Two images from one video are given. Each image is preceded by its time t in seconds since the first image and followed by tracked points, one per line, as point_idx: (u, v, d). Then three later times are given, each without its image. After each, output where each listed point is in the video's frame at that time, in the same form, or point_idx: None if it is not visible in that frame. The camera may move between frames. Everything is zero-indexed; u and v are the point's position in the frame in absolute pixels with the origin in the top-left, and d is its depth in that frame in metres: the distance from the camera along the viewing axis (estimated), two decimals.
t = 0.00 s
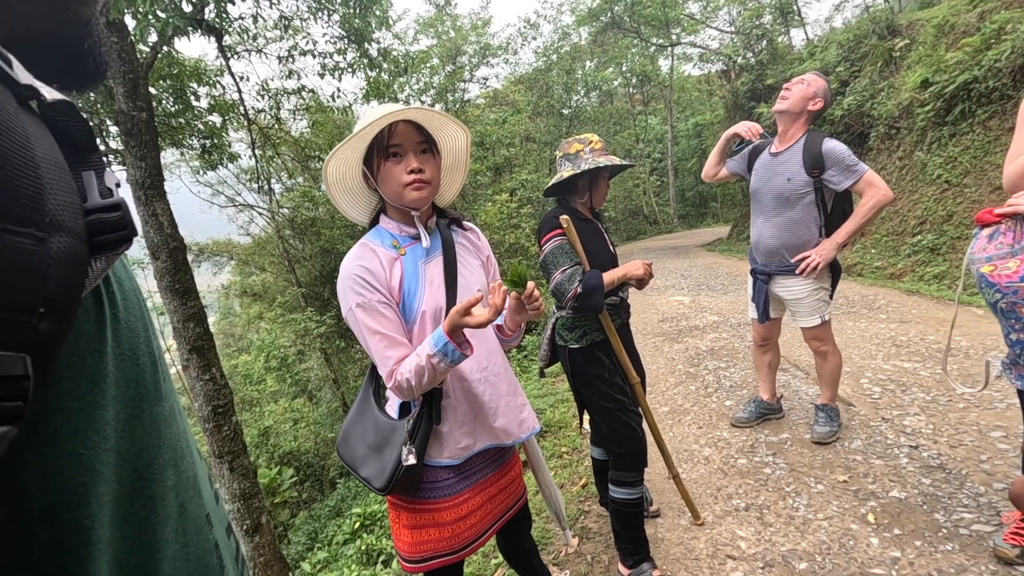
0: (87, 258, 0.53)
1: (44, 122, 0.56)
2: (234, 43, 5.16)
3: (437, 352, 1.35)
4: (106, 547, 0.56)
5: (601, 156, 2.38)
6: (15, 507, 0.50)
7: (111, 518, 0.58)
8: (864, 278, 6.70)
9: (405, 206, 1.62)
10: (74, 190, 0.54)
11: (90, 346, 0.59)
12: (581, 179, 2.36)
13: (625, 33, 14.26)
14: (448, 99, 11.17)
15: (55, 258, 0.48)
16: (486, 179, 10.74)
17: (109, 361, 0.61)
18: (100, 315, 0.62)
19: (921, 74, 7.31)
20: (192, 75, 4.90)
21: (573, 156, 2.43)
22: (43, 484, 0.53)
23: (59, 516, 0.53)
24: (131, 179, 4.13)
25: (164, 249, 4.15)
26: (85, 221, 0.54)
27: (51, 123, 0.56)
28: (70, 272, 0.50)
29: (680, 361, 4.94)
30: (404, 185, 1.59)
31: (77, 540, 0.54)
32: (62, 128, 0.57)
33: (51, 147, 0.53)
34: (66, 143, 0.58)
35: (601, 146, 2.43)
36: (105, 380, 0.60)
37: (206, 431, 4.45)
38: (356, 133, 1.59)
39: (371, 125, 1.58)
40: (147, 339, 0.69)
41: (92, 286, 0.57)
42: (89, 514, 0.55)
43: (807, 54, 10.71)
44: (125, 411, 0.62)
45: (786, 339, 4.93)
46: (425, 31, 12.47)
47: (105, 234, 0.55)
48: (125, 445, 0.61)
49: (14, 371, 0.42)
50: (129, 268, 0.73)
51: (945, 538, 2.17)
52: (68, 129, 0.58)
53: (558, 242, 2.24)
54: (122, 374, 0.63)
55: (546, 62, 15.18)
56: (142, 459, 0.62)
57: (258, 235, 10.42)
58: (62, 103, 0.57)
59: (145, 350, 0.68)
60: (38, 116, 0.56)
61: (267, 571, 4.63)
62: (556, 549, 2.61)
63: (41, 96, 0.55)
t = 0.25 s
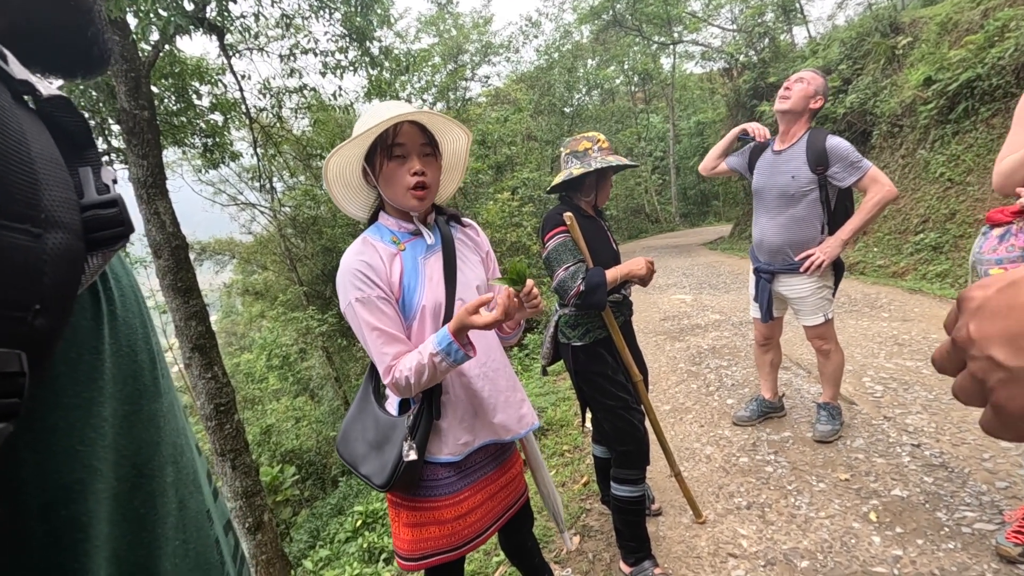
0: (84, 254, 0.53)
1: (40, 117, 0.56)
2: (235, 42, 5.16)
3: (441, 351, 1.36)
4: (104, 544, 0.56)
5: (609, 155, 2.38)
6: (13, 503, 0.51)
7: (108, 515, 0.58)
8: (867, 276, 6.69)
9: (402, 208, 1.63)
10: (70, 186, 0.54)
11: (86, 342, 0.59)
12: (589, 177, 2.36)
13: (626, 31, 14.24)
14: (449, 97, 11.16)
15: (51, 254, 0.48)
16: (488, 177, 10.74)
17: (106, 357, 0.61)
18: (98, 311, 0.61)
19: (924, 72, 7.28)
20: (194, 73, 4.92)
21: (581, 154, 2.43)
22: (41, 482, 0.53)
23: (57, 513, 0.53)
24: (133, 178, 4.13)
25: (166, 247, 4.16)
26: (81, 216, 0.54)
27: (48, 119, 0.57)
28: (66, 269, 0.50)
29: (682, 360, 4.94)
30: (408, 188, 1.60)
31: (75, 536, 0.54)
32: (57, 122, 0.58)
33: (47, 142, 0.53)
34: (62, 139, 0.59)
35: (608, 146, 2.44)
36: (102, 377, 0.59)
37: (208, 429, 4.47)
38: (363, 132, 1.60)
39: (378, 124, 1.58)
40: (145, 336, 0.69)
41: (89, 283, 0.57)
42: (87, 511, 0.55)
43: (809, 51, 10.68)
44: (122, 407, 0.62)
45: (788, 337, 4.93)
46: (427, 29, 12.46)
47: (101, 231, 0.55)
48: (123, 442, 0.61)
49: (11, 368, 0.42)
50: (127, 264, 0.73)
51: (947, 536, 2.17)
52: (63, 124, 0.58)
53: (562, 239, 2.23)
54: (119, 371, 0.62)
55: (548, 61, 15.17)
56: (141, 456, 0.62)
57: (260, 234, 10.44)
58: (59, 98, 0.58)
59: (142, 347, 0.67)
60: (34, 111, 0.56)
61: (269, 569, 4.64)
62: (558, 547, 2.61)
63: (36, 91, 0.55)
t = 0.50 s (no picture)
0: (75, 256, 0.53)
1: (29, 117, 0.57)
2: (237, 41, 5.17)
3: (449, 348, 1.38)
4: (98, 549, 0.57)
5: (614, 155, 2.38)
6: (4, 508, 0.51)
7: (102, 519, 0.58)
8: (869, 275, 6.67)
9: (418, 198, 1.63)
10: (61, 186, 0.54)
11: (76, 345, 0.58)
12: (594, 177, 2.36)
13: (628, 29, 14.23)
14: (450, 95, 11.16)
15: (38, 257, 0.48)
16: (489, 176, 10.74)
17: (99, 361, 0.61)
18: (90, 313, 0.61)
19: (926, 70, 7.26)
20: (195, 73, 4.92)
21: (587, 153, 2.43)
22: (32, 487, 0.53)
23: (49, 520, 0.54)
24: (135, 177, 4.13)
25: (168, 246, 4.17)
26: (73, 217, 0.54)
27: (36, 119, 0.57)
28: (56, 271, 0.50)
29: (683, 358, 4.94)
30: (421, 182, 1.61)
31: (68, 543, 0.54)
32: (46, 122, 0.58)
33: (35, 141, 0.54)
34: (53, 140, 0.59)
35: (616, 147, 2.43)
36: (95, 380, 0.60)
37: (210, 428, 4.47)
38: (379, 128, 1.54)
39: (392, 119, 1.55)
40: (140, 337, 0.68)
41: (81, 284, 0.58)
42: (80, 515, 0.56)
43: (811, 50, 10.65)
44: (116, 411, 0.62)
45: (790, 335, 4.93)
46: (428, 27, 12.45)
47: (93, 231, 0.55)
48: (119, 445, 0.61)
49: None
50: (121, 263, 0.73)
51: (949, 535, 2.16)
52: (52, 124, 0.58)
53: (564, 238, 2.23)
54: (112, 374, 0.62)
55: (549, 59, 15.15)
56: (138, 458, 0.62)
57: (262, 233, 10.45)
58: (47, 96, 0.58)
59: (139, 349, 0.67)
60: (24, 111, 0.57)
61: (271, 567, 4.66)
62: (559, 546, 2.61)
63: (23, 90, 0.56)
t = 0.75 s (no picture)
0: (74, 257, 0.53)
1: (31, 117, 0.56)
2: (238, 39, 5.16)
3: (459, 341, 1.41)
4: (101, 553, 0.57)
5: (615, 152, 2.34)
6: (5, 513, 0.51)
7: (106, 521, 0.58)
8: (871, 273, 6.66)
9: (420, 199, 1.64)
10: (61, 186, 0.53)
11: (78, 347, 0.58)
12: (592, 174, 2.37)
13: (629, 27, 14.21)
14: (451, 94, 11.14)
15: (39, 258, 0.47)
16: (490, 174, 10.73)
17: (100, 363, 0.60)
18: (89, 315, 0.61)
19: (928, 67, 7.24)
20: (195, 71, 4.92)
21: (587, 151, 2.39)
22: (33, 491, 0.52)
23: (50, 524, 0.53)
24: (136, 176, 4.13)
25: (170, 245, 4.17)
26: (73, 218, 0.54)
27: (38, 119, 0.57)
28: (56, 273, 0.49)
29: (684, 357, 4.93)
30: (424, 182, 1.63)
31: (69, 547, 0.54)
32: (47, 120, 0.57)
33: (35, 140, 0.53)
34: (53, 140, 0.58)
35: (616, 143, 2.36)
36: (95, 383, 0.59)
37: (212, 426, 4.47)
38: (380, 132, 1.52)
39: (393, 119, 1.55)
40: (140, 340, 0.68)
41: (81, 286, 0.57)
42: (81, 521, 0.55)
43: (813, 47, 10.62)
44: (117, 414, 0.61)
45: (792, 334, 4.92)
46: (429, 25, 12.43)
47: (94, 231, 0.55)
48: (119, 449, 0.61)
49: None
50: (121, 265, 0.72)
51: (952, 534, 2.16)
52: (53, 123, 0.58)
53: (566, 236, 2.23)
54: (112, 377, 0.62)
55: (550, 57, 15.14)
56: (138, 463, 0.62)
57: (263, 231, 10.46)
58: (48, 94, 0.58)
59: (138, 351, 0.66)
60: (24, 111, 0.56)
61: (273, 565, 4.67)
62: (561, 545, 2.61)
63: (25, 88, 0.55)
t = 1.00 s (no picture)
0: (78, 256, 0.53)
1: (36, 116, 0.56)
2: (238, 38, 5.16)
3: (479, 332, 1.42)
4: (105, 552, 0.57)
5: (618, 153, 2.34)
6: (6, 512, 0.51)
7: (110, 520, 0.58)
8: (872, 271, 6.65)
9: (423, 195, 1.64)
10: (65, 185, 0.53)
11: (82, 347, 0.58)
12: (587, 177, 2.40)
13: (630, 26, 14.19)
14: (452, 92, 11.14)
15: (44, 258, 0.48)
16: (491, 173, 10.72)
17: (104, 362, 0.60)
18: (96, 315, 0.61)
19: (930, 65, 7.22)
20: (196, 70, 4.92)
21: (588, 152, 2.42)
22: (38, 490, 0.53)
23: (52, 522, 0.54)
24: (137, 175, 4.13)
25: (171, 244, 4.17)
26: (77, 217, 0.54)
27: (44, 118, 0.56)
28: (61, 271, 0.50)
29: (685, 356, 4.93)
30: (431, 177, 1.64)
31: (73, 546, 0.55)
32: (51, 119, 0.57)
33: (40, 139, 0.53)
34: (58, 138, 0.58)
35: (617, 145, 2.37)
36: (99, 383, 0.59)
37: (213, 425, 4.47)
38: (386, 123, 1.53)
39: (396, 114, 1.55)
40: (144, 337, 0.68)
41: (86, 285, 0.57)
42: (84, 521, 0.56)
43: (814, 46, 10.61)
44: (120, 413, 0.61)
45: (793, 333, 4.91)
46: (430, 24, 12.43)
47: (98, 230, 0.55)
48: (123, 448, 0.61)
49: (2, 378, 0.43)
50: (125, 263, 0.72)
51: (953, 533, 2.16)
52: (59, 122, 0.58)
53: (560, 236, 2.24)
54: (116, 375, 0.62)
55: (550, 55, 15.12)
56: (141, 462, 0.62)
57: (264, 230, 10.46)
58: (53, 93, 0.57)
59: (142, 349, 0.66)
60: (28, 109, 0.56)
61: (274, 563, 4.69)
62: (562, 543, 2.61)
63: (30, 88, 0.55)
